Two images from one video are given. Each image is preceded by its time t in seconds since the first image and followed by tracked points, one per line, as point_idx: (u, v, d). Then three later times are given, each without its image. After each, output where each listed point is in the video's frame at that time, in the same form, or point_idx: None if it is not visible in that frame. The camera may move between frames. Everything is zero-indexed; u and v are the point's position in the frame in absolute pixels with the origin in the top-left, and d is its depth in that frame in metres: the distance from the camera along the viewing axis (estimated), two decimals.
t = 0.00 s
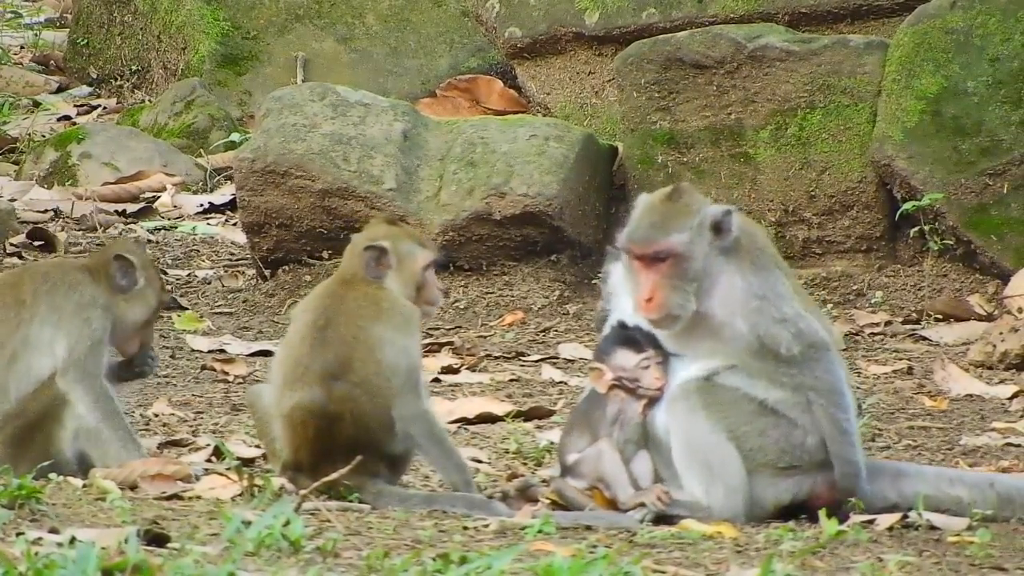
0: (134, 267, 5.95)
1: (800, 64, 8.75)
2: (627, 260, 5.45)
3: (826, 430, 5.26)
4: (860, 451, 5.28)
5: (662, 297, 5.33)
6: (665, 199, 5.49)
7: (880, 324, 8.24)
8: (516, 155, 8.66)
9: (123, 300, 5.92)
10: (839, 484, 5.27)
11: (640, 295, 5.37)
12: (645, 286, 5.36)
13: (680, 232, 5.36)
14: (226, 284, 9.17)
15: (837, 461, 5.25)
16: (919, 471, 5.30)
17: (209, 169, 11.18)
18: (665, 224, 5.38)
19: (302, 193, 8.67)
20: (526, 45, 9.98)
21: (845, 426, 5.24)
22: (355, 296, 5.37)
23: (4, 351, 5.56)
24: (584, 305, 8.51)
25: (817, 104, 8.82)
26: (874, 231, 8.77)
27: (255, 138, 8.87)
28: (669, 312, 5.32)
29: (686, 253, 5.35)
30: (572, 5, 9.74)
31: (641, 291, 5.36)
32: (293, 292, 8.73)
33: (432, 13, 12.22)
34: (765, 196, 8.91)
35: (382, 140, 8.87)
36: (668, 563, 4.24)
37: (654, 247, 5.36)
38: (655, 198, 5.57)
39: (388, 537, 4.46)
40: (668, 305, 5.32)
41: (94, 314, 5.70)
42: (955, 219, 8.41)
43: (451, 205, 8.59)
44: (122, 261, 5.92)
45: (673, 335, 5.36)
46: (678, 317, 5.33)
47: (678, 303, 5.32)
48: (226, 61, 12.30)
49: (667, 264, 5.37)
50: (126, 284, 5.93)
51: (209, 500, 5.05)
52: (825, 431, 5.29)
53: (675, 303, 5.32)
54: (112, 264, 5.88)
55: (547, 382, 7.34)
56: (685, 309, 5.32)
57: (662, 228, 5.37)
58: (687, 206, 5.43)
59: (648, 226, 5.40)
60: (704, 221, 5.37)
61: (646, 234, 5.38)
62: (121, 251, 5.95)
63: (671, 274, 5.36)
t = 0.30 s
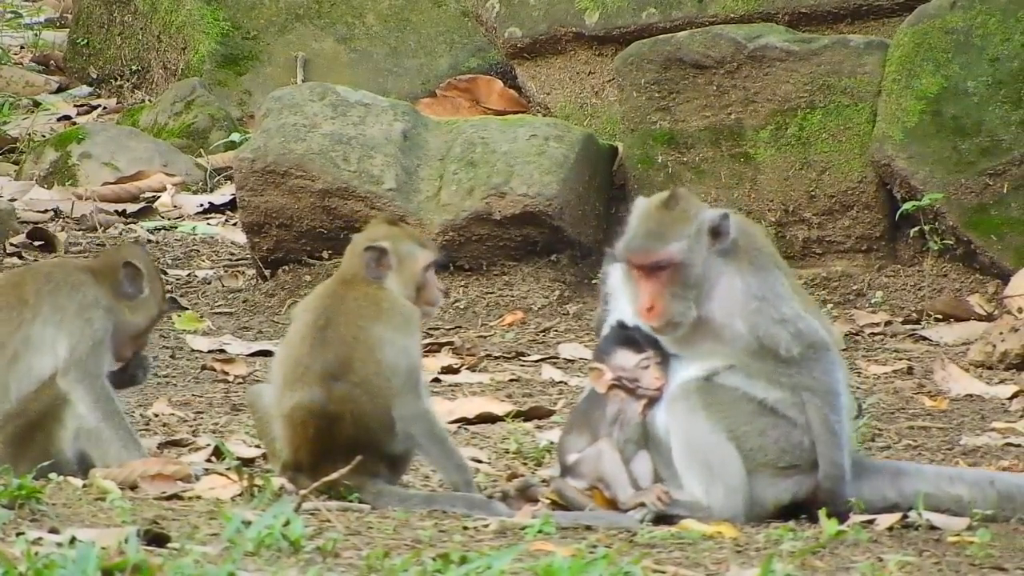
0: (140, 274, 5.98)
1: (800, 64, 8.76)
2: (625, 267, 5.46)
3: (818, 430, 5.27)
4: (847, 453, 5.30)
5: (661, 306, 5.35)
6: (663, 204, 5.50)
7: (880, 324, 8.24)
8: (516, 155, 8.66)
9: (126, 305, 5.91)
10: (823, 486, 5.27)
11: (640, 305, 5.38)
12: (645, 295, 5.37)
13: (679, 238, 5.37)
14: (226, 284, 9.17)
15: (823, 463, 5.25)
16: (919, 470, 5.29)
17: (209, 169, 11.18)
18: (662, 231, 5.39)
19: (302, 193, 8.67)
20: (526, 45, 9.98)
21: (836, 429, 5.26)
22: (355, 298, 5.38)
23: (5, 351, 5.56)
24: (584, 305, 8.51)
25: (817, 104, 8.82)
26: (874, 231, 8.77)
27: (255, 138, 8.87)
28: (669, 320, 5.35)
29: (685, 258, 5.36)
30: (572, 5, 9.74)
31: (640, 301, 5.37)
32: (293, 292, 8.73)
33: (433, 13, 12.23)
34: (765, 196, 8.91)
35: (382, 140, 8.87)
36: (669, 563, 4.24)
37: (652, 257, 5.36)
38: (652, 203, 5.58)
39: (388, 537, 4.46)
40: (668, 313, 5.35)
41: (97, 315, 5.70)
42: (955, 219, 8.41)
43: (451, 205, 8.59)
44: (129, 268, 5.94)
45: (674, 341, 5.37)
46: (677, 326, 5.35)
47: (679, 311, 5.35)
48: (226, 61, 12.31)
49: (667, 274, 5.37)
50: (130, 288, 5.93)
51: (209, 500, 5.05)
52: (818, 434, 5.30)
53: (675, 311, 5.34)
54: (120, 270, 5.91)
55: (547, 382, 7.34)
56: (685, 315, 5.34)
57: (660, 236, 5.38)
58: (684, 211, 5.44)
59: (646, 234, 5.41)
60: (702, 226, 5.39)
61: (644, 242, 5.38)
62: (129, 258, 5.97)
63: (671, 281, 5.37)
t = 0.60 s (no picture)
0: (138, 280, 5.97)
1: (800, 64, 8.75)
2: (623, 271, 5.41)
3: (809, 433, 5.28)
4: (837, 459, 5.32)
5: (663, 310, 5.31)
6: (661, 206, 5.45)
7: (880, 324, 8.25)
8: (516, 155, 8.66)
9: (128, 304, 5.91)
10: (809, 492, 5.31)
11: (640, 310, 5.34)
12: (645, 299, 5.32)
13: (679, 242, 5.32)
14: (226, 284, 9.17)
15: (810, 468, 5.29)
16: (918, 470, 5.28)
17: (209, 169, 11.19)
18: (661, 235, 5.34)
19: (302, 193, 8.67)
20: (526, 45, 9.98)
21: (825, 436, 5.26)
22: (354, 299, 5.37)
23: (6, 350, 5.56)
24: (584, 305, 8.51)
25: (817, 104, 8.82)
26: (874, 231, 8.77)
27: (255, 138, 8.87)
28: (670, 323, 5.33)
29: (686, 262, 5.30)
30: (572, 5, 9.75)
31: (641, 306, 5.32)
32: (293, 292, 8.73)
33: (433, 14, 12.23)
34: (765, 196, 8.91)
35: (382, 140, 8.87)
36: (669, 563, 4.24)
37: (653, 262, 5.30)
38: (650, 205, 5.54)
39: (388, 537, 4.45)
40: (669, 316, 5.32)
41: (98, 315, 5.69)
42: (955, 219, 8.41)
43: (451, 205, 8.59)
44: (126, 270, 5.92)
45: (675, 343, 5.37)
46: (678, 329, 5.34)
47: (681, 314, 5.32)
48: (226, 62, 12.31)
49: (667, 277, 5.32)
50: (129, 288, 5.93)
51: (209, 500, 5.05)
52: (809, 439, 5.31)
53: (676, 315, 5.32)
54: (118, 275, 5.88)
55: (547, 382, 7.34)
56: (687, 318, 5.32)
57: (659, 240, 5.33)
58: (683, 214, 5.40)
59: (645, 239, 5.35)
60: (701, 228, 5.35)
61: (643, 247, 5.33)
62: (127, 262, 5.96)
63: (671, 285, 5.32)
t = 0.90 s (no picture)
0: (139, 269, 5.98)
1: (800, 64, 8.76)
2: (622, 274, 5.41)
3: (813, 432, 5.28)
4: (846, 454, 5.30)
5: (665, 313, 5.32)
6: (660, 208, 5.44)
7: (879, 324, 8.25)
8: (516, 155, 8.66)
9: (126, 302, 5.92)
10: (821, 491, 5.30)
11: (640, 312, 5.35)
12: (646, 303, 5.33)
13: (679, 245, 5.32)
14: (226, 284, 9.17)
15: (818, 465, 5.28)
16: (918, 471, 5.28)
17: (209, 169, 11.19)
18: (661, 238, 5.34)
19: (302, 193, 8.66)
20: (526, 45, 9.99)
21: (830, 432, 5.26)
22: (353, 299, 5.37)
23: (6, 349, 5.55)
24: (584, 305, 8.51)
25: (817, 104, 8.82)
26: (874, 231, 8.77)
27: (255, 138, 8.87)
28: (671, 326, 5.33)
29: (686, 265, 5.30)
30: (572, 5, 9.75)
31: (641, 309, 5.33)
32: (293, 292, 8.73)
33: (432, 14, 12.16)
34: (765, 195, 8.90)
35: (382, 140, 8.87)
36: (669, 563, 4.24)
37: (653, 266, 5.30)
38: (649, 207, 5.54)
39: (388, 537, 4.45)
40: (670, 320, 5.32)
41: (98, 315, 5.72)
42: (955, 219, 8.40)
43: (451, 205, 8.59)
44: (127, 265, 5.93)
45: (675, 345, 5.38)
46: (680, 332, 5.34)
47: (682, 317, 5.32)
48: (227, 62, 12.32)
49: (668, 280, 5.32)
50: (127, 287, 5.93)
51: (209, 500, 5.05)
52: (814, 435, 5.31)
53: (677, 318, 5.32)
54: (119, 266, 5.90)
55: (547, 382, 7.34)
56: (688, 321, 5.31)
57: (659, 243, 5.34)
58: (683, 216, 5.40)
59: (645, 243, 5.36)
60: (700, 229, 5.35)
61: (644, 252, 5.33)
62: (127, 253, 5.96)
63: (671, 287, 5.32)
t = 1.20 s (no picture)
0: (139, 270, 5.98)
1: (800, 64, 8.76)
2: (623, 276, 5.43)
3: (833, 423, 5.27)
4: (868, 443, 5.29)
5: (666, 315, 5.34)
6: (660, 209, 5.46)
7: (880, 324, 8.25)
8: (516, 155, 8.66)
9: (126, 303, 5.93)
10: (849, 477, 5.29)
11: (642, 313, 5.38)
12: (647, 304, 5.36)
13: (680, 245, 5.34)
14: (226, 284, 9.17)
15: (846, 454, 5.26)
16: (918, 471, 5.29)
17: (209, 169, 11.20)
18: (661, 240, 5.36)
19: (302, 193, 8.66)
20: (526, 45, 10.00)
21: (851, 421, 5.24)
22: (354, 299, 5.36)
23: (6, 349, 5.54)
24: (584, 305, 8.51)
25: (817, 104, 8.82)
26: (874, 231, 8.77)
27: (255, 138, 8.87)
28: (673, 328, 5.34)
29: (687, 266, 5.32)
30: (572, 5, 9.75)
31: (642, 311, 5.36)
32: (293, 292, 8.73)
33: (432, 13, 12.15)
34: (765, 195, 8.91)
35: (382, 140, 8.88)
36: (669, 563, 4.23)
37: (654, 268, 5.34)
38: (649, 207, 5.56)
39: (388, 537, 4.45)
40: (672, 322, 5.34)
41: (98, 315, 5.73)
42: (955, 219, 8.41)
43: (451, 205, 8.59)
44: (128, 265, 5.94)
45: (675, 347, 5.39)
46: (682, 333, 5.36)
47: (683, 319, 5.33)
48: (227, 62, 12.32)
49: (669, 283, 5.34)
50: (127, 287, 5.94)
51: (209, 500, 5.05)
52: (827, 425, 5.29)
53: (679, 319, 5.34)
54: (118, 266, 5.91)
55: (547, 382, 7.34)
56: (689, 323, 5.33)
57: (659, 245, 5.36)
58: (683, 217, 5.41)
59: (645, 245, 5.39)
60: (700, 230, 5.36)
61: (645, 254, 5.36)
62: (127, 254, 5.97)
63: (673, 287, 5.34)
